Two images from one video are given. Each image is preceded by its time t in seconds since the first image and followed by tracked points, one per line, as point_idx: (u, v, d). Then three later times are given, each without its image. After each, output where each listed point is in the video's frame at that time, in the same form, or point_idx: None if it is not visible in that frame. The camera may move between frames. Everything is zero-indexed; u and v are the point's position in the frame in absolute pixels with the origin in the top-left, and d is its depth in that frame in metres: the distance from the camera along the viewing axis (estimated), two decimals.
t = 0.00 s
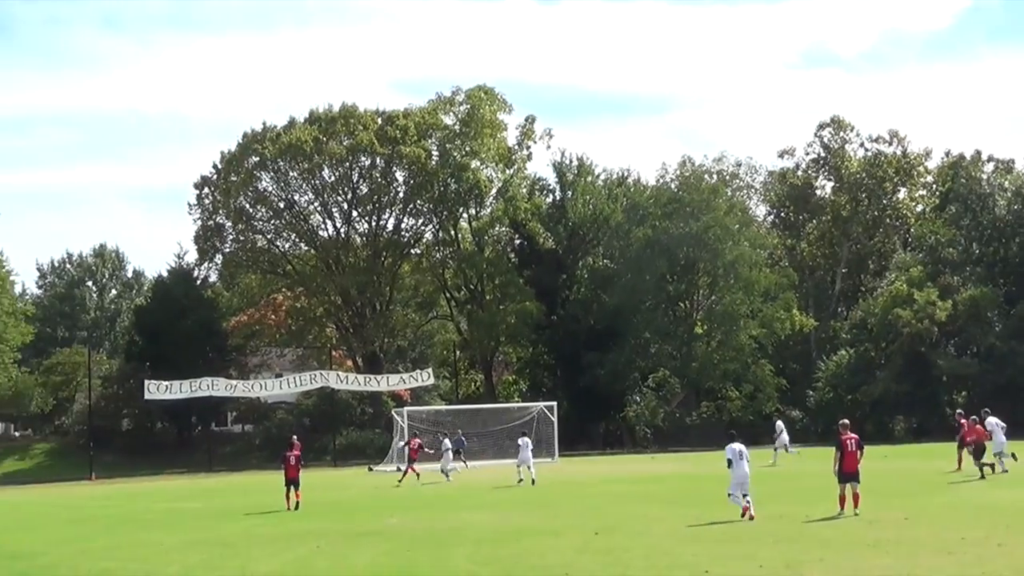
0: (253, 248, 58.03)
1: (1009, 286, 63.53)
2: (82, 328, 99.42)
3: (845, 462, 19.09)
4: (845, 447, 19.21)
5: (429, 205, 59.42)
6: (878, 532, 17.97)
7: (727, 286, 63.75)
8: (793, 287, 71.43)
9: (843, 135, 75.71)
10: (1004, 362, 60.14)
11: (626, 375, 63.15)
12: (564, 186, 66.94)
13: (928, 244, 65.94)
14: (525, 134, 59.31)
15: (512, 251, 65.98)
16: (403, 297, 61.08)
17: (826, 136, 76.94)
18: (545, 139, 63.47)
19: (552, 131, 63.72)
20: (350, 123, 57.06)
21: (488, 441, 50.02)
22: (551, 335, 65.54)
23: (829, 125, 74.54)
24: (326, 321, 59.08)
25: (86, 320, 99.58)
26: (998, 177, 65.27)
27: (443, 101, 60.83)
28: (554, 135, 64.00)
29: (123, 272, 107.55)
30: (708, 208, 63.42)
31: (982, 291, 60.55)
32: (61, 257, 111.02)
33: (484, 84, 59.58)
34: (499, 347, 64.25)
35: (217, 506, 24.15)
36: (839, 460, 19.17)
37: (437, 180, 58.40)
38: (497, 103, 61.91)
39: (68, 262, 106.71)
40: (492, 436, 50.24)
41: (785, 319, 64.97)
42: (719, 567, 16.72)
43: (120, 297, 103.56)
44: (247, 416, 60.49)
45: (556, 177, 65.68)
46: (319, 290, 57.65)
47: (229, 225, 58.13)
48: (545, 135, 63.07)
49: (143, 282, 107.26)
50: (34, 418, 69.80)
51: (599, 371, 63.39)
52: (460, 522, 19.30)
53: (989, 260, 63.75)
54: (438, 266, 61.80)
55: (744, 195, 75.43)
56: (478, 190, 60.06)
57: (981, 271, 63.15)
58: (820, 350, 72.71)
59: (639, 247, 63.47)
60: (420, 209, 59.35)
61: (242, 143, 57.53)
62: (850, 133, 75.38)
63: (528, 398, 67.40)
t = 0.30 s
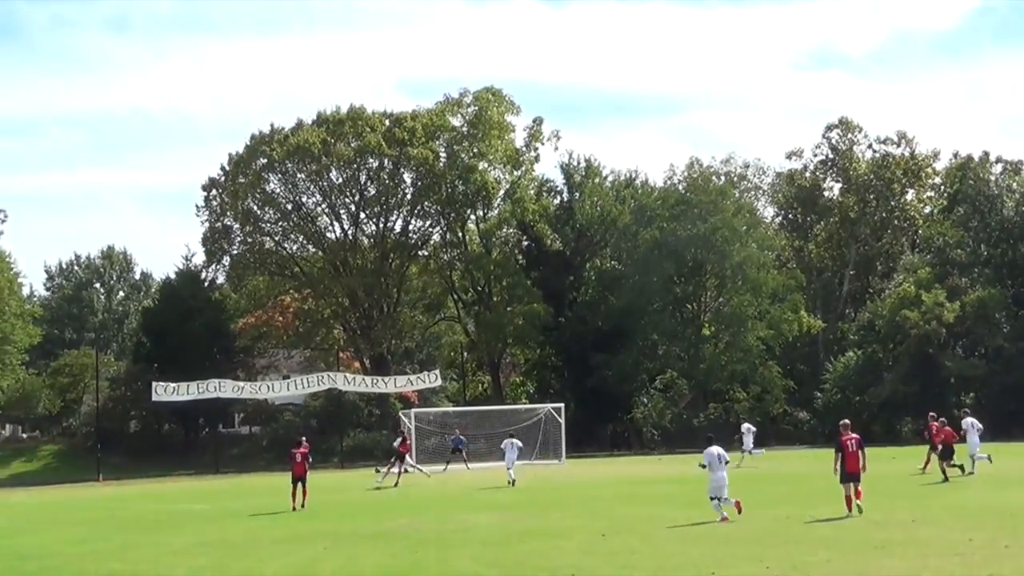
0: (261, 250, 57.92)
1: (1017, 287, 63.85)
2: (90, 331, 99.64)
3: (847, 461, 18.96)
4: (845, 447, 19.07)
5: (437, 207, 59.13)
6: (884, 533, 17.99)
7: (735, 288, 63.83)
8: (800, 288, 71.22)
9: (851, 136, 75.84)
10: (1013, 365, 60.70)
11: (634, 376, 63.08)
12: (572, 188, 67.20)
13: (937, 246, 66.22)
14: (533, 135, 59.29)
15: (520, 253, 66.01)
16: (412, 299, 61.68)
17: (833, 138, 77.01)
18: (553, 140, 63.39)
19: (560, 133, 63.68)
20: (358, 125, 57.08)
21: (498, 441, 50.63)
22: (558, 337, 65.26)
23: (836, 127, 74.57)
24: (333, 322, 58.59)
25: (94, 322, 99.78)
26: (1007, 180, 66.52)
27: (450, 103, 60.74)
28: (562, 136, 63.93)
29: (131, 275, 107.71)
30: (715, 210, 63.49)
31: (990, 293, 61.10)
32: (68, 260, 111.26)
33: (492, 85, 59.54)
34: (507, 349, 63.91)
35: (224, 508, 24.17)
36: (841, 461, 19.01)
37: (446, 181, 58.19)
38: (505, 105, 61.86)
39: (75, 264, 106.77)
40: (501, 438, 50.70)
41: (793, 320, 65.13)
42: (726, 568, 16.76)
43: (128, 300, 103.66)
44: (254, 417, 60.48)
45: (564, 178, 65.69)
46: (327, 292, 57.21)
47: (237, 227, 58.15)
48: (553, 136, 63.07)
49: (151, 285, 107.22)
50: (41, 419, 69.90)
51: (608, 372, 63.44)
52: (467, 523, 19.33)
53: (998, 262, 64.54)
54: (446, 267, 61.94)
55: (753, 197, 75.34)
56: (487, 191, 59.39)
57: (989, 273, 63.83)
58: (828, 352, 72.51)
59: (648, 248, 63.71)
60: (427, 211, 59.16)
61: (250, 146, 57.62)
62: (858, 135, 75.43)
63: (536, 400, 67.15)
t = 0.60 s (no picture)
0: (241, 250, 58.07)
1: (996, 286, 63.70)
2: (70, 331, 99.32)
3: (826, 460, 18.98)
4: (824, 445, 19.10)
5: (418, 207, 59.29)
6: (867, 533, 17.99)
7: (716, 288, 64.25)
8: (780, 287, 71.47)
9: (832, 136, 76.55)
10: (992, 364, 61.17)
11: (614, 376, 63.41)
12: (553, 187, 66.71)
13: (917, 245, 66.46)
14: (514, 134, 59.38)
15: (500, 252, 65.34)
16: (391, 299, 61.77)
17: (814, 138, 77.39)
18: (535, 140, 63.43)
19: (541, 133, 63.69)
20: (338, 124, 57.17)
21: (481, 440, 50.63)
22: (539, 336, 65.23)
23: (817, 126, 74.90)
24: (314, 322, 59.14)
25: (74, 322, 99.64)
26: (985, 180, 65.44)
27: (431, 103, 60.65)
28: (543, 136, 63.91)
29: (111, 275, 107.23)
30: (696, 209, 63.80)
31: (970, 293, 60.98)
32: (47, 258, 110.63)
33: (473, 85, 59.54)
34: (488, 349, 63.81)
35: (201, 508, 24.11)
36: (820, 461, 19.03)
37: (426, 181, 58.50)
38: (486, 104, 61.91)
39: (54, 263, 106.28)
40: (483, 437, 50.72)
41: (773, 320, 65.08)
42: (708, 569, 16.74)
43: (108, 300, 103.46)
44: (235, 417, 60.36)
45: (545, 178, 65.66)
46: (307, 292, 57.83)
47: (217, 226, 57.93)
48: (534, 136, 63.14)
49: (131, 285, 106.93)
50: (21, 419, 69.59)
51: (588, 372, 63.54)
52: (447, 523, 19.30)
53: (976, 261, 64.17)
54: (427, 267, 62.00)
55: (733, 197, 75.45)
56: (467, 191, 59.72)
57: (969, 272, 63.73)
58: (808, 351, 72.74)
59: (628, 248, 64.26)
60: (408, 210, 59.28)
61: (230, 145, 57.46)
62: (839, 135, 75.72)
63: (517, 399, 67.09)
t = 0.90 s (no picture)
0: (223, 249, 58.02)
1: (976, 286, 63.65)
2: (50, 330, 99.09)
3: (806, 459, 19.31)
4: (803, 444, 19.40)
5: (399, 207, 59.01)
6: (848, 532, 18.04)
7: (696, 288, 64.07)
8: (760, 288, 71.63)
9: (813, 136, 76.21)
10: (973, 365, 61.27)
11: (595, 376, 63.60)
12: (534, 187, 66.95)
13: (898, 246, 67.36)
14: (494, 134, 59.34)
15: (481, 252, 65.86)
16: (373, 299, 61.73)
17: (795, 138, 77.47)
18: (515, 140, 63.42)
19: (522, 132, 63.59)
20: (320, 124, 56.94)
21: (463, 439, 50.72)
22: (520, 336, 65.68)
23: (799, 126, 74.98)
24: (295, 321, 58.92)
25: (54, 322, 99.38)
26: (966, 180, 65.57)
27: (413, 102, 60.69)
28: (524, 135, 63.74)
29: (91, 274, 106.96)
30: (677, 209, 63.59)
31: (949, 293, 61.48)
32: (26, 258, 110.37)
33: (455, 85, 59.66)
34: (469, 348, 63.76)
35: (180, 508, 24.06)
36: (800, 459, 19.33)
37: (408, 181, 58.32)
38: (468, 104, 62.00)
39: (34, 262, 105.90)
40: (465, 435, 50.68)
41: (754, 321, 65.26)
42: (689, 568, 16.78)
43: (88, 300, 103.14)
44: (215, 418, 60.36)
45: (526, 178, 65.66)
46: (288, 291, 57.44)
47: (199, 225, 58.00)
48: (516, 136, 63.08)
49: (111, 284, 106.73)
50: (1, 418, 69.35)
51: (568, 372, 63.96)
52: (427, 522, 19.31)
53: (957, 261, 64.12)
54: (408, 267, 62.10)
55: (713, 197, 75.56)
56: (449, 191, 59.53)
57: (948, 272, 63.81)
58: (789, 352, 72.98)
59: (609, 247, 64.10)
60: (390, 210, 59.08)
61: (211, 144, 57.31)
62: (820, 135, 75.87)
63: (497, 400, 67.48)
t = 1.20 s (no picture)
0: (205, 247, 57.99)
1: (957, 285, 64.58)
2: (31, 328, 98.77)
3: (784, 458, 19.53)
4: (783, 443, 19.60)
5: (383, 205, 59.29)
6: (829, 531, 18.07)
7: (679, 286, 64.63)
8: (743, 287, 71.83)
9: (796, 136, 76.11)
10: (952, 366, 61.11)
11: (578, 375, 63.28)
12: (517, 186, 66.09)
13: (879, 246, 67.81)
14: (477, 133, 59.20)
15: (464, 251, 65.13)
16: (355, 297, 60.96)
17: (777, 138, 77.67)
18: (498, 139, 63.25)
19: (506, 131, 63.29)
20: (303, 122, 56.89)
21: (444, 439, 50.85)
22: (503, 334, 64.47)
23: (782, 125, 74.81)
24: (277, 320, 58.84)
25: (36, 319, 99.05)
26: (948, 180, 67.40)
27: (396, 100, 60.69)
28: (507, 134, 63.34)
29: (73, 271, 106.99)
30: (660, 208, 64.23)
31: (931, 293, 62.09)
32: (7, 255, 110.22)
33: (438, 84, 59.87)
34: (451, 347, 63.60)
35: (162, 506, 24.06)
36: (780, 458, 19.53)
37: (391, 179, 58.46)
38: (450, 103, 61.95)
39: (16, 260, 105.61)
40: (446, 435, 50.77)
41: (736, 320, 65.59)
42: (671, 568, 16.80)
43: (70, 297, 102.94)
44: (197, 416, 60.42)
45: (509, 177, 65.16)
46: (271, 290, 57.35)
47: (181, 223, 57.89)
48: (499, 135, 62.88)
49: (93, 282, 106.72)
50: None
51: (551, 370, 63.45)
52: (409, 521, 19.31)
53: (939, 261, 64.98)
54: (391, 265, 62.21)
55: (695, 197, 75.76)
56: (432, 189, 59.60)
57: (931, 272, 64.76)
58: (771, 351, 73.20)
59: (592, 246, 64.41)
60: (373, 208, 59.29)
61: (194, 142, 57.15)
62: (803, 135, 75.89)
63: (481, 399, 66.53)
